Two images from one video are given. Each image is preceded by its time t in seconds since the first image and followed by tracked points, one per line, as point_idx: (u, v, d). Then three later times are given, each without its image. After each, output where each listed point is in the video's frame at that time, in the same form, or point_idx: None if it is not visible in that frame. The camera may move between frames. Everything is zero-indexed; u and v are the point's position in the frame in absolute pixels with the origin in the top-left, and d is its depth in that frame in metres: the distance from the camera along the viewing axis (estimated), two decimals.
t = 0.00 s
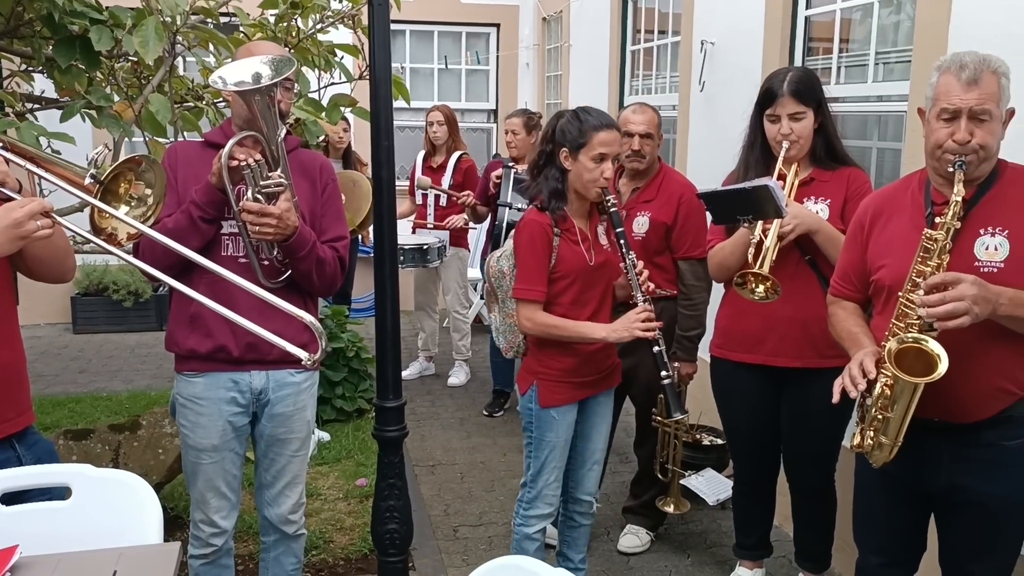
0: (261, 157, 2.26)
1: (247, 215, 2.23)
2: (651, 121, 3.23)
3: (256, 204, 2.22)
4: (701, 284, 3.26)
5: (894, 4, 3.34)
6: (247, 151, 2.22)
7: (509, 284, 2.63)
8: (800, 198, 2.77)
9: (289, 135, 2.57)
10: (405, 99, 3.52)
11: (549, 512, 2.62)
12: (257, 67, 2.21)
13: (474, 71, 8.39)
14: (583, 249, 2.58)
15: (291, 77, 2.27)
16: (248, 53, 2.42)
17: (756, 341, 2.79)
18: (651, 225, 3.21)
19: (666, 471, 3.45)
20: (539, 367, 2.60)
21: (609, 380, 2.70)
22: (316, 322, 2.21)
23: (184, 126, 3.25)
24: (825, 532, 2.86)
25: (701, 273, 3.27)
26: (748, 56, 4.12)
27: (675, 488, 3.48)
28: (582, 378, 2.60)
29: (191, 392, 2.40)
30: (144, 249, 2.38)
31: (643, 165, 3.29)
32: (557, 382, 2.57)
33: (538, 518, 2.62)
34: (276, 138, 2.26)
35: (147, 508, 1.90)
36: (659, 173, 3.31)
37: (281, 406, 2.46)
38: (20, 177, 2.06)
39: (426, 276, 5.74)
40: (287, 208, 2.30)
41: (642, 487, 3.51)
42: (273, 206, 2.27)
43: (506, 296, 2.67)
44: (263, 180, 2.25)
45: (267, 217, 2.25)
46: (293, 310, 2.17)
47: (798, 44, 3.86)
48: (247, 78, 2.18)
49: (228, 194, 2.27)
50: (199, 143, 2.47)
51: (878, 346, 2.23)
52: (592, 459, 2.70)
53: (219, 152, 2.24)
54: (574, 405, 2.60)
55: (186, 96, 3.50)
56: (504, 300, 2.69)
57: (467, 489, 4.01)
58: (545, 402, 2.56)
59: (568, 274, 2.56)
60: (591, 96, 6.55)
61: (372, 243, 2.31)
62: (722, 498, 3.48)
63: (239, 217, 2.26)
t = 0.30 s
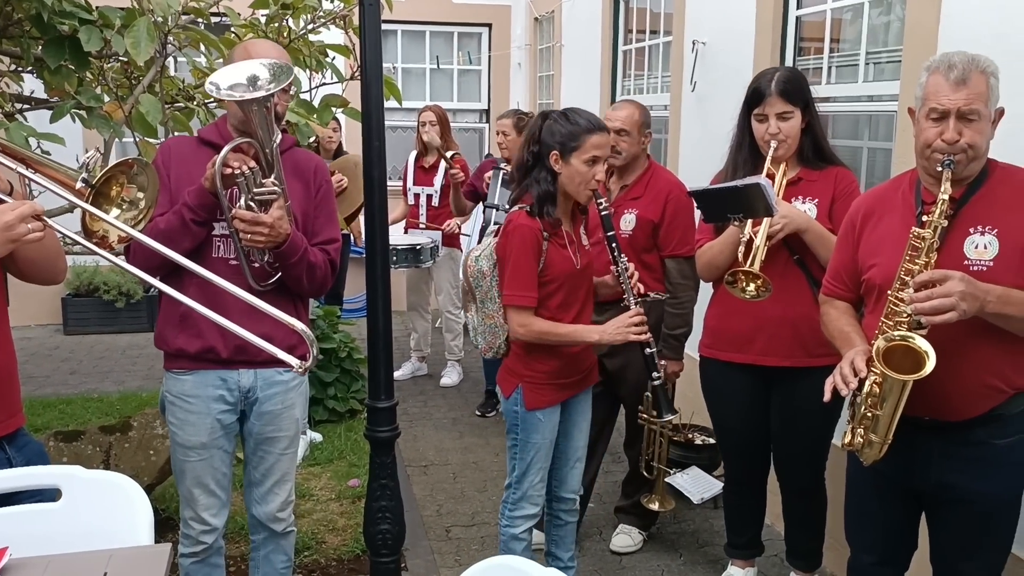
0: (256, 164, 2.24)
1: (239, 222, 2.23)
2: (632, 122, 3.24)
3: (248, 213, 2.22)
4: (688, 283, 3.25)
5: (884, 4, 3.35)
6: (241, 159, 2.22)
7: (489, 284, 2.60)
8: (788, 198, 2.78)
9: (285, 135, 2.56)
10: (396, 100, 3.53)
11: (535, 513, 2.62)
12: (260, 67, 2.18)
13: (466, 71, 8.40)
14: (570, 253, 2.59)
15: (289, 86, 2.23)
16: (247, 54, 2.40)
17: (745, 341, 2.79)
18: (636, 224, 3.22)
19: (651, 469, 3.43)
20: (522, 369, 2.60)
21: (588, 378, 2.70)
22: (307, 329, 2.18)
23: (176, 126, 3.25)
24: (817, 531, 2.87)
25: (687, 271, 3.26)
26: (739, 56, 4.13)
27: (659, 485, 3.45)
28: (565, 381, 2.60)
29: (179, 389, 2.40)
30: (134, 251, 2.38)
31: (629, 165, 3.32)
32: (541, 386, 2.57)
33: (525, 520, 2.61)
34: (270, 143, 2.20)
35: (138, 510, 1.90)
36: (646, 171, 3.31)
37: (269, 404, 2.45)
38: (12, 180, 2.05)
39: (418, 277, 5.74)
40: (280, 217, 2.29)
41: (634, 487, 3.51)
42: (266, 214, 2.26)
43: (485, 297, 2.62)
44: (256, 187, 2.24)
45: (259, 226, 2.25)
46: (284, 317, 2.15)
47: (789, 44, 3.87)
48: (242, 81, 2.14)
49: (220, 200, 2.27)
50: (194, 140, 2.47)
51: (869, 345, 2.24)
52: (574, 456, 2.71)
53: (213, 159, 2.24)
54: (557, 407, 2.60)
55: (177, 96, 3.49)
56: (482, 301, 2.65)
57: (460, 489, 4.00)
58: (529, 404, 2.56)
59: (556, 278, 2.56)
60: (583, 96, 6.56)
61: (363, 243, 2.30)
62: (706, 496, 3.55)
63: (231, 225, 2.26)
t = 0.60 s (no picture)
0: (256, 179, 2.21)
1: (236, 241, 2.23)
2: (602, 125, 3.37)
3: (246, 232, 2.22)
4: (673, 287, 3.26)
5: (878, 4, 3.36)
6: (242, 175, 2.18)
7: (473, 279, 2.66)
8: (779, 196, 2.78)
9: (288, 135, 2.54)
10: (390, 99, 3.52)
11: (525, 513, 2.62)
12: (272, 78, 2.18)
13: (461, 71, 8.40)
14: (555, 251, 2.58)
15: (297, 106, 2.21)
16: (251, 57, 2.34)
17: (738, 340, 2.79)
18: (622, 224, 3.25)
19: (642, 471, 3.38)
20: (506, 371, 2.59)
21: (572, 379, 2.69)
22: (302, 338, 2.17)
23: (169, 127, 3.24)
24: (812, 530, 2.87)
25: (672, 276, 3.26)
26: (732, 55, 4.13)
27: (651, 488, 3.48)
28: (549, 382, 2.60)
29: (170, 383, 2.39)
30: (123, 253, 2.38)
31: (620, 166, 3.37)
32: (525, 387, 2.57)
33: (514, 521, 2.61)
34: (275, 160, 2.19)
35: (133, 511, 1.89)
36: (642, 169, 3.32)
37: (260, 400, 2.45)
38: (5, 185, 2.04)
39: (414, 277, 5.74)
40: (277, 236, 2.28)
41: (629, 488, 3.50)
42: (263, 233, 2.26)
43: (469, 293, 2.68)
44: (256, 205, 2.22)
45: (256, 245, 2.25)
46: (280, 327, 2.12)
47: (783, 44, 3.87)
48: (246, 91, 2.15)
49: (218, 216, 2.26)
50: (194, 139, 2.46)
51: (863, 343, 2.24)
52: (563, 457, 2.71)
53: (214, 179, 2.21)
54: (543, 408, 2.60)
55: (171, 97, 3.49)
56: (467, 296, 2.70)
57: (455, 489, 4.00)
58: (515, 406, 2.56)
59: (542, 278, 2.56)
60: (578, 96, 6.56)
61: (358, 243, 2.30)
62: (685, 501, 3.31)
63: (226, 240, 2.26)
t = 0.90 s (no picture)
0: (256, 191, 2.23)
1: (237, 254, 2.23)
2: (602, 124, 3.38)
3: (247, 246, 2.23)
4: (665, 287, 3.25)
5: (873, 4, 3.37)
6: (242, 192, 2.19)
7: (463, 290, 2.60)
8: (771, 195, 2.78)
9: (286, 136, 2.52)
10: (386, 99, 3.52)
11: (520, 516, 2.61)
12: (277, 91, 2.17)
13: (457, 71, 8.40)
14: (535, 250, 2.58)
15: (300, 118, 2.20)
16: (247, 62, 2.33)
17: (731, 341, 2.79)
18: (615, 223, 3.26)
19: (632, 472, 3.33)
20: (498, 375, 2.60)
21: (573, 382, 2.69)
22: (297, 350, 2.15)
23: (165, 127, 3.24)
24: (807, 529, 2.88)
25: (665, 276, 3.25)
26: (728, 55, 4.14)
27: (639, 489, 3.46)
28: (545, 384, 2.60)
29: (167, 382, 2.39)
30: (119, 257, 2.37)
31: (618, 164, 3.38)
32: (520, 390, 2.57)
33: (509, 522, 2.61)
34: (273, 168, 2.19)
35: (128, 512, 1.88)
36: (639, 170, 3.33)
37: (257, 399, 2.45)
38: None
39: (410, 277, 5.74)
40: (278, 245, 2.29)
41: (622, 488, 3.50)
42: (263, 245, 2.27)
43: (461, 304, 2.62)
44: (257, 217, 2.22)
45: (257, 257, 2.26)
46: (275, 338, 2.10)
47: (778, 44, 3.88)
48: (246, 100, 2.14)
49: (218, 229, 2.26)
50: (190, 140, 2.45)
51: (859, 342, 2.25)
52: (568, 465, 2.69)
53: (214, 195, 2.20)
54: (539, 410, 2.59)
55: (166, 97, 3.48)
56: (460, 307, 2.65)
57: (451, 489, 4.00)
58: (509, 409, 2.56)
59: (523, 278, 2.55)
60: (574, 95, 6.56)
61: (354, 244, 2.29)
62: (667, 501, 3.13)
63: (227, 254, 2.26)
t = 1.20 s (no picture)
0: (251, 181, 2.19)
1: (232, 244, 2.24)
2: (602, 120, 3.38)
3: (242, 236, 2.23)
4: (658, 285, 3.24)
5: (865, 3, 3.38)
6: (235, 184, 2.19)
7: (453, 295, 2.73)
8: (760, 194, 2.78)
9: (276, 133, 2.52)
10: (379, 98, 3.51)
11: (512, 517, 2.61)
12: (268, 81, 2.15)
13: (450, 69, 8.40)
14: (517, 248, 2.58)
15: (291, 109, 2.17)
16: (237, 57, 2.32)
17: (722, 340, 2.79)
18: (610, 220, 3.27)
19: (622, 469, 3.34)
20: (490, 378, 2.61)
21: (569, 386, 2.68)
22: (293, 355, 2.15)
23: (158, 126, 3.23)
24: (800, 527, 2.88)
25: (659, 273, 3.25)
26: (721, 54, 4.14)
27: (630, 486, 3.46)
28: (540, 387, 2.59)
29: (163, 382, 2.39)
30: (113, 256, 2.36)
31: (615, 161, 3.39)
32: (511, 392, 2.57)
33: (502, 523, 2.61)
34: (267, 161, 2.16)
35: (120, 511, 1.88)
36: (636, 167, 3.34)
37: (253, 398, 2.45)
38: None
39: (404, 276, 5.74)
40: (272, 236, 2.28)
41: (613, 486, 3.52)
42: (259, 235, 2.27)
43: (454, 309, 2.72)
44: (251, 208, 2.23)
45: (252, 248, 2.26)
46: (269, 340, 2.08)
47: (771, 43, 3.88)
48: (237, 92, 2.12)
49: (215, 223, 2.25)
50: (182, 139, 2.45)
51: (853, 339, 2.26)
52: (571, 468, 2.66)
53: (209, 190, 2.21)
54: (532, 414, 2.59)
55: (159, 95, 3.47)
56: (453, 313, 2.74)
57: (445, 488, 4.00)
58: (500, 412, 2.57)
59: (506, 276, 2.56)
60: (568, 94, 6.57)
61: (347, 241, 2.29)
62: (666, 497, 3.28)
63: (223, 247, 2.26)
